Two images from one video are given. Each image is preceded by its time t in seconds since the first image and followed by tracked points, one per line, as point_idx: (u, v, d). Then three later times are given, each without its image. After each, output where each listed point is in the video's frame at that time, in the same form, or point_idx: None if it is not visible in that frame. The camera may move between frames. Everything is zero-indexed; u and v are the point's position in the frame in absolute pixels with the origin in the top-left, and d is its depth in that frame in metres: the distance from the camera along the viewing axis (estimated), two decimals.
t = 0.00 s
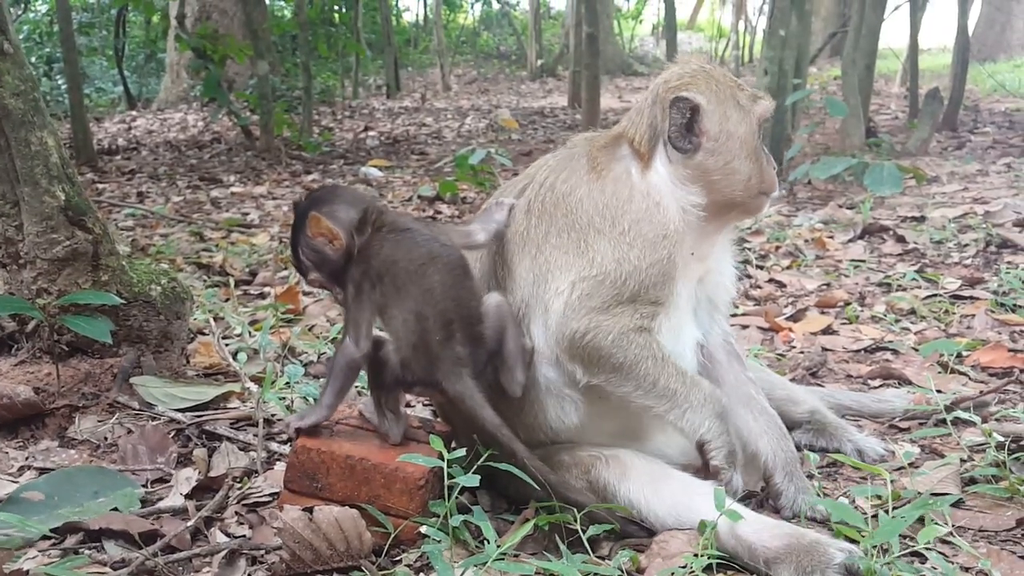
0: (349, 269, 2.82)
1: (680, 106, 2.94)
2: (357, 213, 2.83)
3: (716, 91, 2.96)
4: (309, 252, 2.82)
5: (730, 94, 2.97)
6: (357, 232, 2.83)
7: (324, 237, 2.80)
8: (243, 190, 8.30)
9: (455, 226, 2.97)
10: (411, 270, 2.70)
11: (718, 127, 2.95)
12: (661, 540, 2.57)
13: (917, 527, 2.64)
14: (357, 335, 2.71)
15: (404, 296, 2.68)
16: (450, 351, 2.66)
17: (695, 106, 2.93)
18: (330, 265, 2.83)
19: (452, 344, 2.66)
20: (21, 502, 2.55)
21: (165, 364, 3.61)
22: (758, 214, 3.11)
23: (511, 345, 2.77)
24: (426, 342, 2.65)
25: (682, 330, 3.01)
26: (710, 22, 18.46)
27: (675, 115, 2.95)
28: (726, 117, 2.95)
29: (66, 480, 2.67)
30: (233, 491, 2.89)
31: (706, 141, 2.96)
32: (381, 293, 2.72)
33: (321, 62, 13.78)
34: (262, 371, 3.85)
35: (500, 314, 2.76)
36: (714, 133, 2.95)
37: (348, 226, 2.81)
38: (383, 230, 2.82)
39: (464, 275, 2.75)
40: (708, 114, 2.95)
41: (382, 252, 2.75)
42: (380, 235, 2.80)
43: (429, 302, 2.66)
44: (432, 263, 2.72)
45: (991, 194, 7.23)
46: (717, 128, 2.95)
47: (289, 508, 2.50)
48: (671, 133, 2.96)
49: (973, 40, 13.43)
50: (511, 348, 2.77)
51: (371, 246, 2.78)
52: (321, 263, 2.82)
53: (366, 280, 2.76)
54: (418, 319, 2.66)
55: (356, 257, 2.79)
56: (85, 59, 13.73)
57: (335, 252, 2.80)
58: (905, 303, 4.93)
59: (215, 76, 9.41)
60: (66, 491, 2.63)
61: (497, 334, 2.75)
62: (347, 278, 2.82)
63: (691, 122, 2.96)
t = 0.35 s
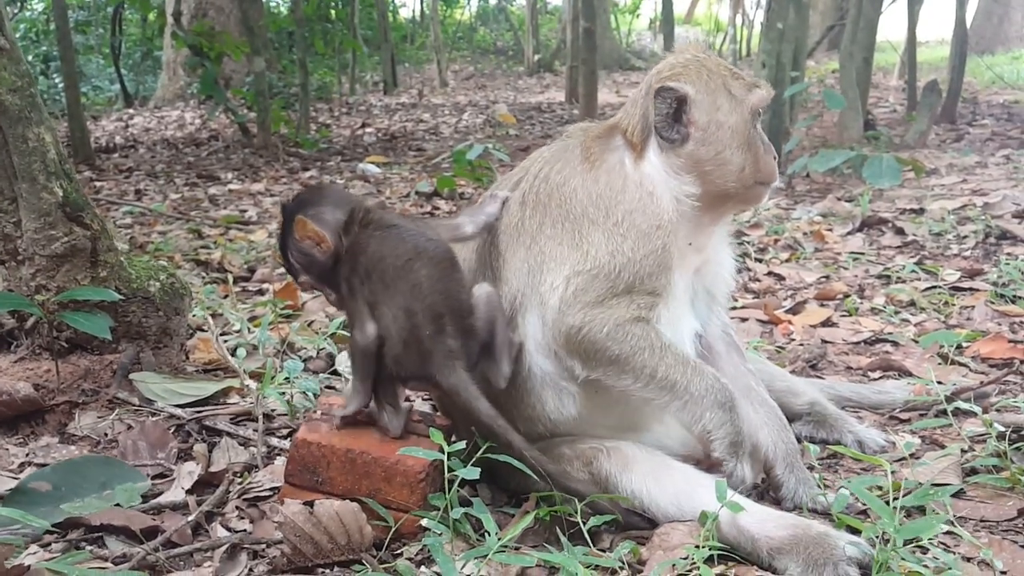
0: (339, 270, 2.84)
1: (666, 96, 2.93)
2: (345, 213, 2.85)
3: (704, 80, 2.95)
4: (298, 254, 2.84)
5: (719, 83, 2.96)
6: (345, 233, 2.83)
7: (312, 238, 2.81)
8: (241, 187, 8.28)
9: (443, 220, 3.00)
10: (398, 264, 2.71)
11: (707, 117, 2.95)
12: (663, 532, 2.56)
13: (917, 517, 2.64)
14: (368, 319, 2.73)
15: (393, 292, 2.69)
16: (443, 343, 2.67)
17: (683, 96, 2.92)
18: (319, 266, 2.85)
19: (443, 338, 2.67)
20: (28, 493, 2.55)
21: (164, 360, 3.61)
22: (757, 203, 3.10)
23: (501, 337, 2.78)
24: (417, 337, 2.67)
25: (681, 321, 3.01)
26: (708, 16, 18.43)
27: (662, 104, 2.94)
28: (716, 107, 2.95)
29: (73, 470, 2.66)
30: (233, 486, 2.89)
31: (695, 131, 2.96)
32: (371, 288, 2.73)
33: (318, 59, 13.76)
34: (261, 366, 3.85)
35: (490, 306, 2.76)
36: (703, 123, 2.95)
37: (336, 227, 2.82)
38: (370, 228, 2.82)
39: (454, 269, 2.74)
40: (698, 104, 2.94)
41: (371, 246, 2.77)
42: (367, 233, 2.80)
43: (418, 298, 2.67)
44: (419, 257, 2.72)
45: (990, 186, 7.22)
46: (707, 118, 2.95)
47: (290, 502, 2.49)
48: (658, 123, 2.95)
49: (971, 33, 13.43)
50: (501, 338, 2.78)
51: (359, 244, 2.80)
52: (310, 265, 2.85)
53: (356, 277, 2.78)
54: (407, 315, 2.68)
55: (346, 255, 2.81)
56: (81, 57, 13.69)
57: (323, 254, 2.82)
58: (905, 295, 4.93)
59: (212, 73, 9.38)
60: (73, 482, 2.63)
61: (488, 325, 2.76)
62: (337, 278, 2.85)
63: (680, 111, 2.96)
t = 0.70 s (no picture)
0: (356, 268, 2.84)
1: (665, 95, 2.93)
2: (362, 211, 2.74)
3: (702, 77, 2.96)
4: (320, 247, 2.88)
5: (718, 80, 2.96)
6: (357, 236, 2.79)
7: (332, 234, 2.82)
8: (244, 185, 8.28)
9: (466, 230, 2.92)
10: (398, 283, 2.69)
11: (706, 114, 2.95)
12: (665, 527, 2.56)
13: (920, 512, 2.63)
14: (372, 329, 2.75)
15: (390, 308, 2.70)
16: (436, 360, 2.69)
17: (682, 93, 2.93)
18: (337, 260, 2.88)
19: (439, 354, 2.70)
20: (30, 488, 2.55)
21: (166, 356, 3.61)
22: (759, 199, 3.10)
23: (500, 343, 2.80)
24: (412, 351, 2.69)
25: (687, 319, 3.01)
26: (710, 14, 18.40)
27: (661, 103, 2.94)
28: (715, 103, 2.95)
29: (75, 465, 2.65)
30: (235, 482, 2.90)
31: (694, 129, 2.95)
32: (371, 300, 2.73)
33: (320, 57, 13.75)
34: (263, 363, 3.85)
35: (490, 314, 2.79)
36: (702, 120, 2.95)
37: (354, 226, 2.75)
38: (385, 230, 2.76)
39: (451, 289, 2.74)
40: (697, 102, 2.94)
41: (375, 261, 2.74)
42: (381, 244, 2.76)
43: (413, 314, 2.68)
44: (420, 275, 2.70)
45: (993, 182, 7.21)
46: (705, 115, 2.95)
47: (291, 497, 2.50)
48: (657, 122, 2.95)
49: (973, 30, 13.41)
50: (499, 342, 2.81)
51: (369, 254, 2.77)
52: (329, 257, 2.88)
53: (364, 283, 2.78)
54: (403, 329, 2.69)
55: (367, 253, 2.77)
56: (83, 55, 13.69)
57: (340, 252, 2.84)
58: (907, 292, 4.92)
59: (214, 71, 9.38)
60: (75, 477, 2.63)
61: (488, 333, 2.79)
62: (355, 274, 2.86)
63: (679, 109, 2.95)
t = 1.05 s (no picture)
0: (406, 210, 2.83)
1: (668, 93, 2.92)
2: (419, 154, 2.75)
3: (705, 76, 2.95)
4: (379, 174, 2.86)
5: (720, 78, 2.96)
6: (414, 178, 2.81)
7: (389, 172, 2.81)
8: (244, 180, 8.28)
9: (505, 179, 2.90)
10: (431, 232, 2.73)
11: (708, 113, 2.94)
12: (662, 521, 2.56)
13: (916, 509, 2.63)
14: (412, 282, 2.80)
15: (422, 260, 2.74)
16: (455, 308, 2.72)
17: (685, 92, 2.92)
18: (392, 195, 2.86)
19: (458, 303, 2.72)
20: (27, 482, 2.56)
21: (165, 350, 3.61)
22: (760, 198, 3.10)
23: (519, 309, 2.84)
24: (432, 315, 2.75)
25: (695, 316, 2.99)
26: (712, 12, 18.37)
27: (664, 101, 2.94)
28: (717, 102, 2.94)
29: (71, 459, 2.66)
30: (232, 475, 2.90)
31: (696, 127, 2.95)
32: (410, 251, 2.78)
33: (321, 53, 13.74)
34: (262, 357, 3.85)
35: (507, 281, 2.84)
36: (703, 118, 2.94)
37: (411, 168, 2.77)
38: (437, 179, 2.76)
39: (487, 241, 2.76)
40: (699, 100, 2.94)
41: (419, 211, 2.77)
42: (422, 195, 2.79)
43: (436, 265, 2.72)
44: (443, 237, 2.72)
45: (993, 181, 7.21)
46: (707, 114, 2.94)
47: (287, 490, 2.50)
48: (660, 120, 2.94)
49: (975, 29, 13.39)
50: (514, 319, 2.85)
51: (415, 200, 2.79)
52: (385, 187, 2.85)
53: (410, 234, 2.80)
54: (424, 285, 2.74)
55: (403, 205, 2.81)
56: (85, 51, 13.69)
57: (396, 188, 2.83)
58: (906, 290, 4.92)
59: (215, 67, 9.38)
60: (72, 470, 2.63)
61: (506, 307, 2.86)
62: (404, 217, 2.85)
63: (682, 107, 2.95)
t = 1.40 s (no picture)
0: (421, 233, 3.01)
1: (672, 91, 2.92)
2: (438, 176, 3.04)
3: (706, 75, 2.95)
4: (391, 207, 3.07)
5: (722, 78, 2.96)
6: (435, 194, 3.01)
7: (406, 195, 3.04)
8: (242, 179, 8.27)
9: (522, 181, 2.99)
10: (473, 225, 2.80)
11: (710, 112, 2.94)
12: (659, 520, 2.56)
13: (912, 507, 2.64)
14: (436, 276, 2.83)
15: (459, 246, 2.79)
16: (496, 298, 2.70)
17: (688, 90, 2.92)
18: (407, 221, 3.06)
19: (501, 295, 2.71)
20: (24, 482, 2.56)
21: (163, 350, 3.60)
22: (760, 197, 3.10)
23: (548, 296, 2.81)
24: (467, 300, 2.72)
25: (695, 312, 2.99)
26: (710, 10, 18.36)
27: (667, 100, 2.93)
28: (718, 101, 2.94)
29: (69, 458, 2.66)
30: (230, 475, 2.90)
31: (698, 126, 2.95)
32: (444, 246, 2.85)
33: (319, 52, 13.73)
34: (259, 357, 3.85)
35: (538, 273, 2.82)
36: (705, 117, 2.94)
37: (431, 188, 3.01)
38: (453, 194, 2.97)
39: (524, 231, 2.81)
40: (701, 99, 2.94)
41: (454, 211, 2.88)
42: (452, 198, 2.94)
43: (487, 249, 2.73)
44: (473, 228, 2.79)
45: (991, 179, 7.21)
46: (709, 112, 2.94)
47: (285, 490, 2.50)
48: (662, 118, 2.93)
49: (973, 27, 13.39)
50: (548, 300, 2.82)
51: (444, 206, 2.95)
52: (398, 219, 3.07)
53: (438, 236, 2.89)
54: (468, 266, 2.74)
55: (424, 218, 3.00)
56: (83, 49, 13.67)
57: (413, 211, 3.03)
58: (904, 288, 4.93)
59: (213, 65, 9.37)
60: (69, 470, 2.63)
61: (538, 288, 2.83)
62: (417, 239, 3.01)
63: (684, 106, 2.95)
